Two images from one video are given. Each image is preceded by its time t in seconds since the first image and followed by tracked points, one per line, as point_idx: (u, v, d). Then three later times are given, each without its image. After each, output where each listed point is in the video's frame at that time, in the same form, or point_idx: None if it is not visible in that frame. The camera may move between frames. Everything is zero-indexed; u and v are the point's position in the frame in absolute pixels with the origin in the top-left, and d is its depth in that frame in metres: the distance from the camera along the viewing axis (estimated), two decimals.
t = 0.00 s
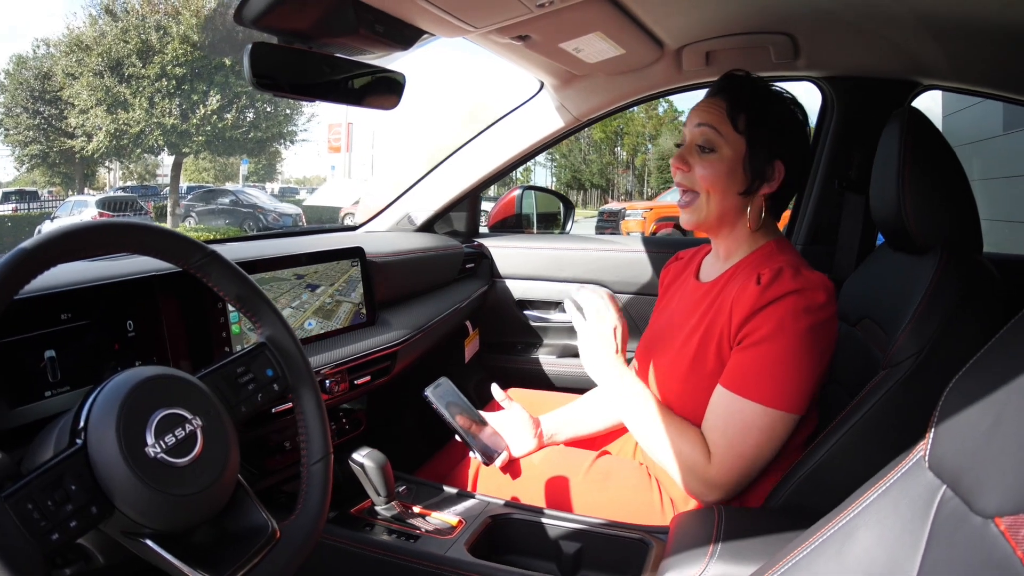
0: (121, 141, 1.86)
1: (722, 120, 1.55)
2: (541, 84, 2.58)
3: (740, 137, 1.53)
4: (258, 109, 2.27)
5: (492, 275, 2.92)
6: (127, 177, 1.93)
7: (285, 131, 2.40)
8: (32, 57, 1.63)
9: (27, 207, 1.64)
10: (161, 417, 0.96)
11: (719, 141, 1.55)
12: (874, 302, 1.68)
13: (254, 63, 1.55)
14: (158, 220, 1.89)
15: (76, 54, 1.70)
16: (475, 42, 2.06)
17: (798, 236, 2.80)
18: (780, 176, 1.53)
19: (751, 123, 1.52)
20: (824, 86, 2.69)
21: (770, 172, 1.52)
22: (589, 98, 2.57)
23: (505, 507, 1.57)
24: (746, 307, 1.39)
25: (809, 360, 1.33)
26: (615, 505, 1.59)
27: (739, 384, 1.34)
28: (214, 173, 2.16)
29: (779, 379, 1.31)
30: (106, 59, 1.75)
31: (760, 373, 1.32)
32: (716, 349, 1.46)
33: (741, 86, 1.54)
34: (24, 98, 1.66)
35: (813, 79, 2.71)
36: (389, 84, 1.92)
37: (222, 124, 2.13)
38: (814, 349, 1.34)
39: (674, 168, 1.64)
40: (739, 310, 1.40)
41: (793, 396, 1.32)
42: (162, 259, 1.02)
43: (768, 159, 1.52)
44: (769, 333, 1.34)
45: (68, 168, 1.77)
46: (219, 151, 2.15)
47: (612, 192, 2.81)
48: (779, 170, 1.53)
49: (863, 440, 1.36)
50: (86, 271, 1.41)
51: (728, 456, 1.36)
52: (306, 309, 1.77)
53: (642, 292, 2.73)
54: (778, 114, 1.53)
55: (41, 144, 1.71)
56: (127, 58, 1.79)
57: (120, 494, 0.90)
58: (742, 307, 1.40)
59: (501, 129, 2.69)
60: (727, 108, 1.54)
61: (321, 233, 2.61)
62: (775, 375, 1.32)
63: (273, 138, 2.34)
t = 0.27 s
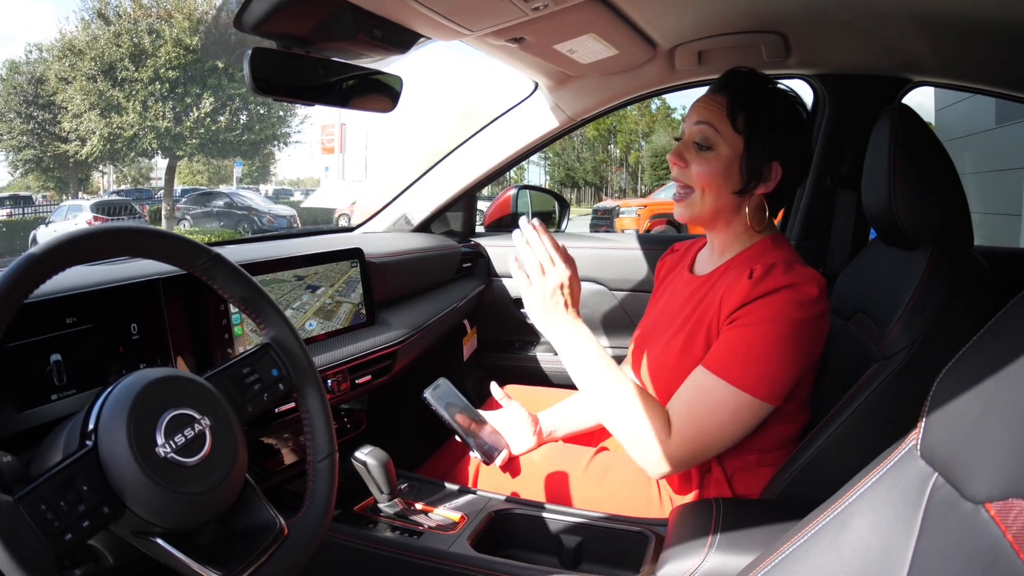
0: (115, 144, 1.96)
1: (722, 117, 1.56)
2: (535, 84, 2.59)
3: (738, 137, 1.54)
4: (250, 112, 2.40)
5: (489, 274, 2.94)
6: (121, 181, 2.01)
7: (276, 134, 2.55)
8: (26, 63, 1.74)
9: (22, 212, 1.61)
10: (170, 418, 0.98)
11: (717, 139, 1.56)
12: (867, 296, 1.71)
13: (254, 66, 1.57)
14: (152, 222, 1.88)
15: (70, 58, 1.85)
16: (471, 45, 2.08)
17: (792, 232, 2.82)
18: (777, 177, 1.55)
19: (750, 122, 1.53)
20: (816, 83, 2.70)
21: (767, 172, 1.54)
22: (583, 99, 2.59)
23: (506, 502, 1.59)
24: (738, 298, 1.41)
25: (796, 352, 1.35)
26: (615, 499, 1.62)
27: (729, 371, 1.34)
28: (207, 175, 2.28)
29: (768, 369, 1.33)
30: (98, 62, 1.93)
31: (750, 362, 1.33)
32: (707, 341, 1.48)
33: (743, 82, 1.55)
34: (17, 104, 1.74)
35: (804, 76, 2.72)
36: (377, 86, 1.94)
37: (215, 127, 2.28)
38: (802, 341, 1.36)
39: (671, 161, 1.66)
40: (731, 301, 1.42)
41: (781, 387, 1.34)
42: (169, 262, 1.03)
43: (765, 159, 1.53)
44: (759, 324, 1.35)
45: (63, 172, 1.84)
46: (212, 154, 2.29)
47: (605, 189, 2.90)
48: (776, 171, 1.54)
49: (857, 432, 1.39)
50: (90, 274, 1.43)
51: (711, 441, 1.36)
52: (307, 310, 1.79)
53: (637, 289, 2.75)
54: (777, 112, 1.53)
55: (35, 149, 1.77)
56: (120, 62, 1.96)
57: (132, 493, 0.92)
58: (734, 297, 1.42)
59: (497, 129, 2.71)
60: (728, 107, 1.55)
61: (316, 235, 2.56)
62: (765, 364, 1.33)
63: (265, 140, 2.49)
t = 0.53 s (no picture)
0: (110, 146, 1.98)
1: (693, 132, 1.57)
2: (530, 87, 2.63)
3: (713, 147, 1.56)
4: (245, 113, 2.39)
5: (487, 274, 2.96)
6: (117, 182, 2.03)
7: (274, 135, 2.57)
8: (20, 65, 1.75)
9: (19, 215, 1.63)
10: (178, 417, 1.00)
11: (693, 154, 1.58)
12: (860, 294, 1.73)
13: (253, 71, 1.60)
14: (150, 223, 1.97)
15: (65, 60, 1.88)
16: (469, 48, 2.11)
17: (786, 230, 2.86)
18: (759, 176, 1.57)
19: (722, 130, 1.55)
20: (808, 84, 2.74)
21: (749, 174, 1.56)
22: (579, 100, 2.62)
23: (505, 499, 1.62)
24: (722, 304, 1.43)
25: (781, 356, 1.37)
26: (613, 496, 1.65)
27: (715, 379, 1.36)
28: (203, 177, 2.27)
29: (752, 374, 1.35)
30: (94, 65, 1.94)
31: (733, 369, 1.35)
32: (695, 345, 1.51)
33: (707, 91, 1.56)
34: (12, 106, 1.75)
35: (797, 78, 2.76)
36: (367, 88, 1.97)
37: (211, 129, 2.27)
38: (786, 346, 1.38)
39: (652, 184, 1.68)
40: (716, 307, 1.45)
41: (768, 391, 1.37)
42: (173, 266, 1.06)
43: (744, 163, 1.55)
44: (742, 330, 1.37)
45: (60, 174, 1.87)
46: (208, 156, 2.27)
47: (601, 188, 2.89)
48: (758, 171, 1.57)
49: (850, 426, 1.42)
50: (93, 277, 1.46)
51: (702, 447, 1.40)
52: (307, 311, 1.81)
53: (633, 288, 2.78)
54: (747, 111, 1.54)
55: (31, 152, 1.80)
56: (115, 65, 1.96)
57: (141, 490, 0.95)
58: (720, 301, 1.44)
59: (494, 128, 2.73)
60: (697, 119, 1.56)
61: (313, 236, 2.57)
62: (749, 371, 1.35)
63: (261, 142, 2.50)
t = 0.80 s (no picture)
0: (111, 149, 2.00)
1: (675, 134, 1.58)
2: (532, 87, 2.63)
3: (695, 148, 1.57)
4: (246, 116, 2.53)
5: (489, 274, 2.98)
6: (118, 184, 2.04)
7: (273, 136, 2.68)
8: (20, 67, 1.75)
9: (20, 217, 1.63)
10: (186, 414, 1.02)
11: (676, 156, 1.59)
12: (860, 291, 1.74)
13: (259, 71, 1.63)
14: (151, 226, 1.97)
15: (67, 63, 1.91)
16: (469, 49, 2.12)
17: (786, 230, 2.86)
18: (744, 174, 1.59)
19: (704, 130, 1.56)
20: (808, 84, 2.74)
21: (732, 172, 1.58)
22: (580, 101, 2.63)
23: (509, 496, 1.63)
24: (712, 307, 1.44)
25: (774, 356, 1.38)
26: (615, 495, 1.65)
27: (707, 383, 1.37)
28: (205, 177, 2.30)
29: (744, 375, 1.36)
30: (94, 67, 1.97)
31: (724, 372, 1.36)
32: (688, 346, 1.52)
33: (685, 92, 1.58)
34: (13, 109, 1.73)
35: (795, 76, 2.75)
36: (369, 90, 1.99)
37: (212, 130, 2.37)
38: (778, 345, 1.39)
39: (637, 188, 1.69)
40: (706, 310, 1.46)
41: (763, 392, 1.38)
42: (182, 265, 1.07)
43: (728, 162, 1.57)
44: (732, 332, 1.38)
45: (61, 176, 1.84)
46: (210, 157, 2.34)
47: (602, 188, 2.90)
48: (742, 170, 1.58)
49: (849, 424, 1.43)
50: (100, 278, 1.47)
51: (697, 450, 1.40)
52: (311, 311, 1.81)
53: (635, 287, 2.79)
54: (729, 111, 1.56)
55: (31, 154, 1.77)
56: (116, 67, 2.03)
57: (150, 487, 0.96)
58: (710, 305, 1.45)
59: (496, 128, 2.74)
60: (677, 121, 1.58)
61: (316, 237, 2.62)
62: (740, 372, 1.36)
63: (261, 143, 2.63)
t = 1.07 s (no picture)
0: (114, 150, 1.95)
1: (672, 126, 1.60)
2: (535, 87, 2.64)
3: (691, 141, 1.58)
4: (248, 115, 2.43)
5: (493, 274, 2.98)
6: (120, 185, 2.02)
7: (275, 137, 2.62)
8: (24, 69, 1.71)
9: (23, 218, 1.65)
10: (194, 413, 1.02)
11: (671, 148, 1.60)
12: (862, 290, 1.75)
13: (264, 73, 1.62)
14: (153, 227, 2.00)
15: (69, 65, 1.83)
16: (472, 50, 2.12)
17: (789, 228, 2.87)
18: (737, 172, 1.59)
19: (700, 125, 1.57)
20: (811, 82, 2.73)
21: (726, 170, 1.58)
22: (583, 101, 2.64)
23: (513, 495, 1.63)
24: (705, 313, 1.45)
25: (771, 359, 1.38)
26: (619, 493, 1.66)
27: (703, 390, 1.39)
28: (207, 179, 2.31)
29: (739, 380, 1.37)
30: (97, 68, 1.89)
31: (719, 377, 1.37)
32: (684, 349, 1.53)
33: (687, 88, 1.59)
34: (15, 110, 1.72)
35: (797, 75, 2.75)
36: (376, 90, 2.00)
37: (214, 131, 2.28)
38: (773, 349, 1.39)
39: (630, 179, 1.70)
40: (699, 316, 1.46)
41: (763, 396, 1.38)
42: (190, 266, 1.08)
43: (722, 158, 1.57)
44: (726, 338, 1.39)
45: (64, 178, 1.84)
46: (212, 158, 2.30)
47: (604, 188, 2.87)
48: (735, 168, 1.59)
49: (852, 422, 1.43)
50: (106, 278, 1.48)
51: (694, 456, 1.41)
52: (316, 310, 1.82)
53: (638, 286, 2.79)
54: (727, 109, 1.57)
55: (35, 155, 1.77)
56: (119, 68, 1.93)
57: (158, 485, 0.97)
58: (702, 312, 1.46)
59: (498, 129, 2.75)
60: (676, 115, 1.59)
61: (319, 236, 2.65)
62: (735, 378, 1.37)
63: (263, 144, 2.54)
